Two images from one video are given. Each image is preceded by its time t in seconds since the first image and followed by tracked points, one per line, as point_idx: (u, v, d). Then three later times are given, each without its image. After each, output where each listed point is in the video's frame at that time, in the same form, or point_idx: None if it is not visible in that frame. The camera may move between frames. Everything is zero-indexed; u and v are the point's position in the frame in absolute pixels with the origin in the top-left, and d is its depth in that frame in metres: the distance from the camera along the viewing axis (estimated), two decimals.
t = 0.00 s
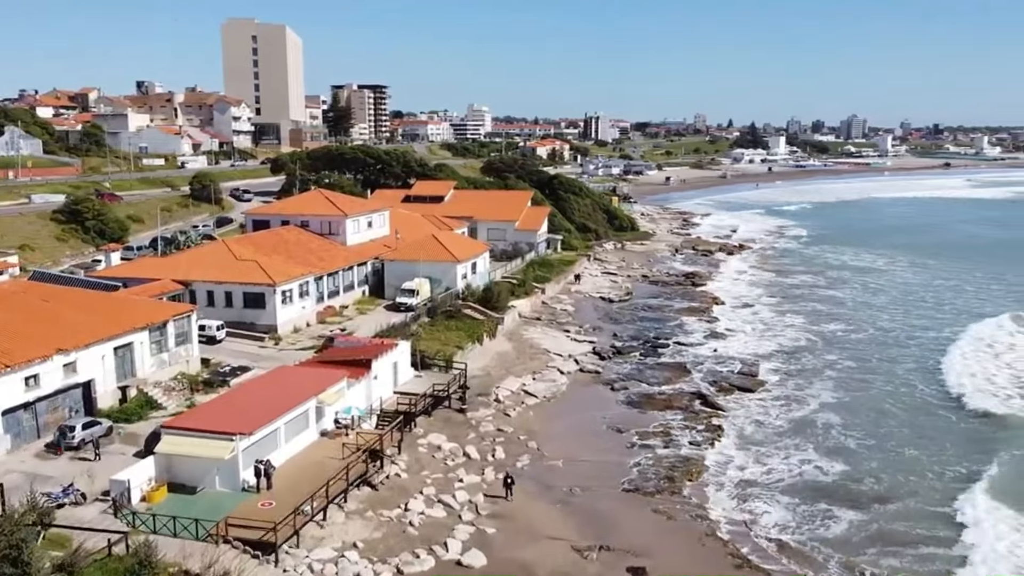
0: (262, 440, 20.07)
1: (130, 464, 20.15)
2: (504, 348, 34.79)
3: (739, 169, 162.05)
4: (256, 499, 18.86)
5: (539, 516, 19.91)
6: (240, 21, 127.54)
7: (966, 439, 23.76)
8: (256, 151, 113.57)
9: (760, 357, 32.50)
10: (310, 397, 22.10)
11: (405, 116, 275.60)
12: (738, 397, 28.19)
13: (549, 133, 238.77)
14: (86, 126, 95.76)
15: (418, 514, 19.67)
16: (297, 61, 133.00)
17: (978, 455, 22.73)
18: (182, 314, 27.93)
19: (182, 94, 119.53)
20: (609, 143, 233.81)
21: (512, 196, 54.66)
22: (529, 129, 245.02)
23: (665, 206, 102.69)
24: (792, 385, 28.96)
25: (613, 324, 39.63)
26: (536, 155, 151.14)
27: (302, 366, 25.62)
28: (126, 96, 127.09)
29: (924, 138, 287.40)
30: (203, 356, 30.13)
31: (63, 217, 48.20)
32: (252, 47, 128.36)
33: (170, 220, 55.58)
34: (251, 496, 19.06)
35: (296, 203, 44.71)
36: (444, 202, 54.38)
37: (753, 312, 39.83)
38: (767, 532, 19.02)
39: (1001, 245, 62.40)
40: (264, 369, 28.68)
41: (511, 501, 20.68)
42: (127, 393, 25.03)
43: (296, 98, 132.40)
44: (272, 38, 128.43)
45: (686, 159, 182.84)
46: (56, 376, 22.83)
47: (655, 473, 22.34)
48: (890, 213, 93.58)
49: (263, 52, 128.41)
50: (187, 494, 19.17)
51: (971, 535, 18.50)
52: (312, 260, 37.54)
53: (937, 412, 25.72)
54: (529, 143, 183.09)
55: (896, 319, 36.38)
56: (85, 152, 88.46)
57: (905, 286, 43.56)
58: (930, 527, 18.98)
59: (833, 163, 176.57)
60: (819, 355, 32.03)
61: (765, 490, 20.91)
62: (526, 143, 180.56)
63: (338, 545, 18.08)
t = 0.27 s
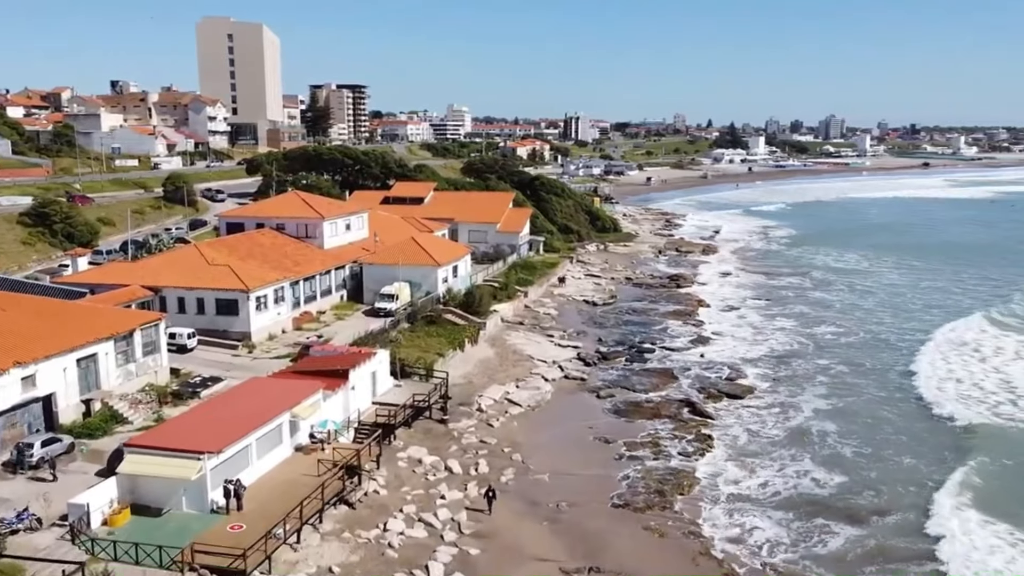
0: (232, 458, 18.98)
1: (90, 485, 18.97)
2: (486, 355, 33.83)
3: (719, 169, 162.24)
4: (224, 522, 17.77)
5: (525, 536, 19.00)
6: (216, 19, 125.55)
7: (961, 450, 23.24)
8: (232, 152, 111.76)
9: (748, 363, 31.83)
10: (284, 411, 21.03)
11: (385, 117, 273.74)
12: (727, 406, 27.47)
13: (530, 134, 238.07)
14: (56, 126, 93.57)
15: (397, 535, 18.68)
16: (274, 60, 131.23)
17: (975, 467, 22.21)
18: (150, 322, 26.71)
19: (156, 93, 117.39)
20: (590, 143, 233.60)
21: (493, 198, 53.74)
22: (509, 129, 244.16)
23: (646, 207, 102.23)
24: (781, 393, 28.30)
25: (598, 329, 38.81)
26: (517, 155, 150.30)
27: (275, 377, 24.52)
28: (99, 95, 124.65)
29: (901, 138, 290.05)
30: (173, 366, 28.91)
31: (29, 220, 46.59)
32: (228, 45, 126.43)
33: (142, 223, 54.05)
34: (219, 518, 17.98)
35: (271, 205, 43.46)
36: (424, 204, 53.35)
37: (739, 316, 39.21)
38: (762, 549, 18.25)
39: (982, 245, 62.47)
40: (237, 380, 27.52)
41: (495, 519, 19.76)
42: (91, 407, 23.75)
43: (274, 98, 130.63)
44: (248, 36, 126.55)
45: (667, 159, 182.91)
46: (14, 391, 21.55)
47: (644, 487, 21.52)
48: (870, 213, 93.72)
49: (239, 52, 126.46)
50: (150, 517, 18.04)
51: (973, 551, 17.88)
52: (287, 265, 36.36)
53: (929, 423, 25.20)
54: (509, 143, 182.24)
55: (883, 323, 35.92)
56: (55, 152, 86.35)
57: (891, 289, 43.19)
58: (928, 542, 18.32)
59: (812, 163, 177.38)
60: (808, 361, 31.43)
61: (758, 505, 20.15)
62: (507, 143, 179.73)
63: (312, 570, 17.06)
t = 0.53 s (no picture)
0: (198, 478, 17.89)
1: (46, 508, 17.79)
2: (466, 362, 32.87)
3: (698, 170, 162.40)
4: (190, 547, 16.67)
5: (511, 556, 18.12)
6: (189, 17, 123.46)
7: (955, 462, 22.82)
8: (207, 152, 109.89)
9: (734, 370, 31.18)
10: (255, 427, 19.94)
11: (363, 117, 271.68)
12: (715, 416, 26.78)
13: (509, 134, 237.27)
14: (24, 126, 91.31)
15: (374, 558, 17.71)
16: (250, 59, 129.35)
17: (972, 483, 21.74)
18: (114, 332, 25.47)
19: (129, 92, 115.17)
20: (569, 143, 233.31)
21: (473, 199, 52.81)
22: (488, 129, 243.23)
23: (626, 207, 101.78)
24: (770, 402, 27.67)
25: (581, 333, 38.02)
26: (496, 155, 149.46)
27: (247, 387, 23.37)
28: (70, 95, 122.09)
29: (876, 138, 292.79)
30: (140, 377, 27.68)
31: None
32: (202, 44, 124.39)
33: (111, 225, 52.48)
34: (184, 542, 16.90)
35: (245, 208, 42.22)
36: (403, 206, 52.30)
37: (724, 321, 38.62)
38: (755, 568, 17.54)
39: (961, 246, 62.56)
40: (207, 392, 26.36)
41: (477, 539, 18.85)
42: (50, 422, 22.43)
43: (249, 97, 128.76)
44: (223, 35, 124.62)
45: (646, 160, 182.96)
46: None
47: (632, 501, 20.73)
48: (849, 213, 93.94)
49: (214, 51, 124.48)
50: (110, 542, 16.92)
51: (972, 569, 17.33)
52: (261, 269, 35.18)
53: (920, 433, 24.74)
54: (488, 143, 181.40)
55: (869, 328, 35.49)
56: (23, 153, 84.19)
57: (875, 293, 42.86)
58: (927, 559, 17.71)
59: (791, 163, 178.18)
60: (795, 368, 30.84)
61: (751, 521, 19.44)
62: (486, 143, 178.84)
63: None
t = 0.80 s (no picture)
0: (163, 502, 16.73)
1: None
2: (449, 369, 31.83)
3: (679, 170, 162.22)
4: None
5: None
6: (164, 15, 121.23)
7: (955, 474, 22.17)
8: (182, 153, 107.91)
9: (725, 377, 30.40)
10: (225, 445, 18.76)
11: (342, 117, 269.44)
12: (707, 425, 25.97)
13: (489, 134, 236.20)
14: None
15: None
16: (226, 58, 127.33)
17: (971, 494, 21.16)
18: (78, 343, 24.12)
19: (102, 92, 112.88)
20: (550, 144, 232.64)
21: (455, 200, 51.73)
22: (468, 129, 241.98)
23: (608, 208, 101.12)
24: (762, 411, 26.91)
25: (566, 338, 37.11)
26: (477, 156, 148.40)
27: (218, 400, 22.14)
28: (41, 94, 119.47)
29: (854, 138, 294.87)
30: (106, 389, 26.38)
31: None
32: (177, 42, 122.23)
33: (81, 229, 50.84)
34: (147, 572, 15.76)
35: (218, 210, 40.85)
36: (382, 208, 51.12)
37: (711, 325, 37.87)
38: None
39: (944, 246, 62.40)
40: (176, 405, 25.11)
41: (462, 563, 17.87)
42: (8, 439, 20.81)
43: (226, 96, 126.72)
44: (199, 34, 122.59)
45: (627, 160, 182.70)
46: None
47: (624, 518, 19.85)
48: (831, 213, 93.83)
49: (189, 50, 122.34)
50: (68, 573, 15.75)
51: None
52: (235, 275, 33.89)
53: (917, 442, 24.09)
54: (469, 143, 180.17)
55: (859, 332, 34.89)
56: None
57: (863, 296, 42.33)
58: None
59: (771, 163, 178.61)
60: (786, 375, 30.12)
61: (748, 540, 18.63)
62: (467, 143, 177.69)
63: None
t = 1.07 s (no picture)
0: (131, 528, 15.69)
1: None
2: (436, 377, 30.86)
3: (666, 170, 161.95)
4: None
5: None
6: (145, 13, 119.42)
7: (959, 485, 21.67)
8: (164, 154, 106.20)
9: (719, 384, 29.66)
10: (200, 463, 17.68)
11: (327, 117, 267.62)
12: (703, 435, 25.21)
13: (475, 134, 235.15)
14: None
15: None
16: (208, 57, 125.55)
17: (977, 507, 20.64)
18: (46, 353, 22.96)
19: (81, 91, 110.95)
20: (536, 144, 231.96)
21: (441, 202, 50.72)
22: (454, 129, 240.93)
23: (596, 208, 100.43)
24: (759, 420, 26.17)
25: (556, 344, 36.25)
26: (463, 156, 147.41)
27: (193, 414, 21.03)
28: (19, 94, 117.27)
29: (839, 138, 296.25)
30: (77, 401, 25.19)
31: None
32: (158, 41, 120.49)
33: (57, 232, 49.42)
34: None
35: (197, 213, 39.63)
36: (367, 209, 50.02)
37: (704, 330, 37.11)
38: None
39: (934, 247, 62.07)
40: (150, 419, 23.99)
41: None
42: None
43: (208, 96, 125.05)
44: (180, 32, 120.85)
45: (613, 160, 182.32)
46: None
47: (621, 534, 19.06)
48: (819, 214, 93.60)
49: (171, 49, 120.65)
50: None
51: None
52: (213, 280, 32.72)
53: (918, 452, 23.54)
54: (455, 143, 179.03)
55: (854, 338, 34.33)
56: None
57: (856, 299, 41.76)
58: None
59: (757, 163, 178.66)
60: (782, 384, 29.42)
61: (751, 558, 17.93)
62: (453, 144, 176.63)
63: None
